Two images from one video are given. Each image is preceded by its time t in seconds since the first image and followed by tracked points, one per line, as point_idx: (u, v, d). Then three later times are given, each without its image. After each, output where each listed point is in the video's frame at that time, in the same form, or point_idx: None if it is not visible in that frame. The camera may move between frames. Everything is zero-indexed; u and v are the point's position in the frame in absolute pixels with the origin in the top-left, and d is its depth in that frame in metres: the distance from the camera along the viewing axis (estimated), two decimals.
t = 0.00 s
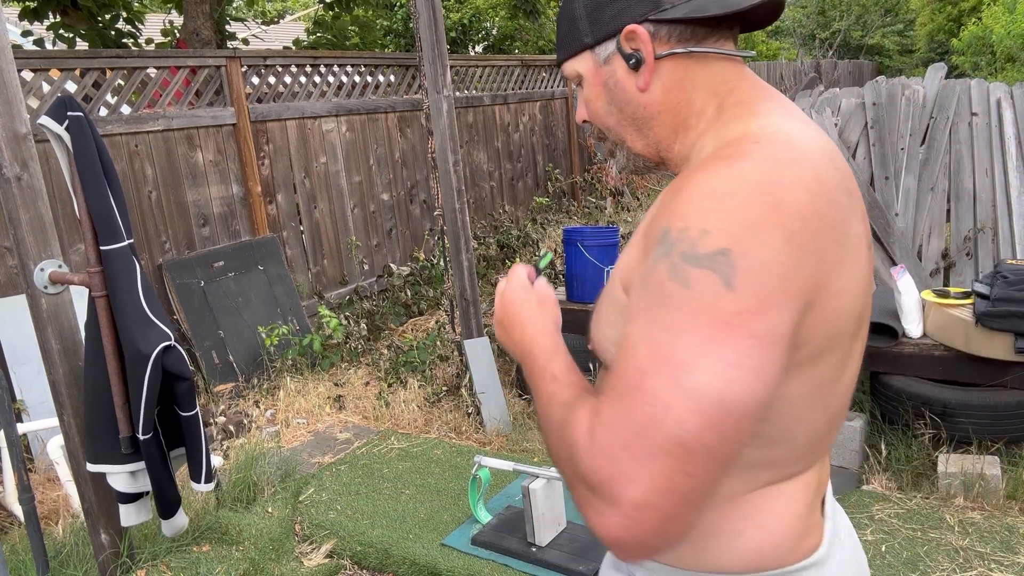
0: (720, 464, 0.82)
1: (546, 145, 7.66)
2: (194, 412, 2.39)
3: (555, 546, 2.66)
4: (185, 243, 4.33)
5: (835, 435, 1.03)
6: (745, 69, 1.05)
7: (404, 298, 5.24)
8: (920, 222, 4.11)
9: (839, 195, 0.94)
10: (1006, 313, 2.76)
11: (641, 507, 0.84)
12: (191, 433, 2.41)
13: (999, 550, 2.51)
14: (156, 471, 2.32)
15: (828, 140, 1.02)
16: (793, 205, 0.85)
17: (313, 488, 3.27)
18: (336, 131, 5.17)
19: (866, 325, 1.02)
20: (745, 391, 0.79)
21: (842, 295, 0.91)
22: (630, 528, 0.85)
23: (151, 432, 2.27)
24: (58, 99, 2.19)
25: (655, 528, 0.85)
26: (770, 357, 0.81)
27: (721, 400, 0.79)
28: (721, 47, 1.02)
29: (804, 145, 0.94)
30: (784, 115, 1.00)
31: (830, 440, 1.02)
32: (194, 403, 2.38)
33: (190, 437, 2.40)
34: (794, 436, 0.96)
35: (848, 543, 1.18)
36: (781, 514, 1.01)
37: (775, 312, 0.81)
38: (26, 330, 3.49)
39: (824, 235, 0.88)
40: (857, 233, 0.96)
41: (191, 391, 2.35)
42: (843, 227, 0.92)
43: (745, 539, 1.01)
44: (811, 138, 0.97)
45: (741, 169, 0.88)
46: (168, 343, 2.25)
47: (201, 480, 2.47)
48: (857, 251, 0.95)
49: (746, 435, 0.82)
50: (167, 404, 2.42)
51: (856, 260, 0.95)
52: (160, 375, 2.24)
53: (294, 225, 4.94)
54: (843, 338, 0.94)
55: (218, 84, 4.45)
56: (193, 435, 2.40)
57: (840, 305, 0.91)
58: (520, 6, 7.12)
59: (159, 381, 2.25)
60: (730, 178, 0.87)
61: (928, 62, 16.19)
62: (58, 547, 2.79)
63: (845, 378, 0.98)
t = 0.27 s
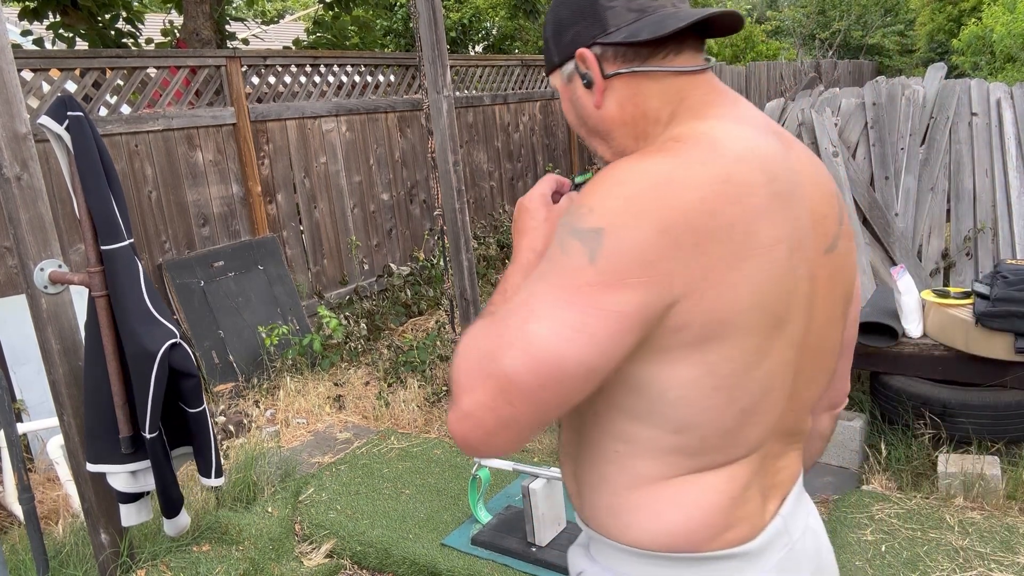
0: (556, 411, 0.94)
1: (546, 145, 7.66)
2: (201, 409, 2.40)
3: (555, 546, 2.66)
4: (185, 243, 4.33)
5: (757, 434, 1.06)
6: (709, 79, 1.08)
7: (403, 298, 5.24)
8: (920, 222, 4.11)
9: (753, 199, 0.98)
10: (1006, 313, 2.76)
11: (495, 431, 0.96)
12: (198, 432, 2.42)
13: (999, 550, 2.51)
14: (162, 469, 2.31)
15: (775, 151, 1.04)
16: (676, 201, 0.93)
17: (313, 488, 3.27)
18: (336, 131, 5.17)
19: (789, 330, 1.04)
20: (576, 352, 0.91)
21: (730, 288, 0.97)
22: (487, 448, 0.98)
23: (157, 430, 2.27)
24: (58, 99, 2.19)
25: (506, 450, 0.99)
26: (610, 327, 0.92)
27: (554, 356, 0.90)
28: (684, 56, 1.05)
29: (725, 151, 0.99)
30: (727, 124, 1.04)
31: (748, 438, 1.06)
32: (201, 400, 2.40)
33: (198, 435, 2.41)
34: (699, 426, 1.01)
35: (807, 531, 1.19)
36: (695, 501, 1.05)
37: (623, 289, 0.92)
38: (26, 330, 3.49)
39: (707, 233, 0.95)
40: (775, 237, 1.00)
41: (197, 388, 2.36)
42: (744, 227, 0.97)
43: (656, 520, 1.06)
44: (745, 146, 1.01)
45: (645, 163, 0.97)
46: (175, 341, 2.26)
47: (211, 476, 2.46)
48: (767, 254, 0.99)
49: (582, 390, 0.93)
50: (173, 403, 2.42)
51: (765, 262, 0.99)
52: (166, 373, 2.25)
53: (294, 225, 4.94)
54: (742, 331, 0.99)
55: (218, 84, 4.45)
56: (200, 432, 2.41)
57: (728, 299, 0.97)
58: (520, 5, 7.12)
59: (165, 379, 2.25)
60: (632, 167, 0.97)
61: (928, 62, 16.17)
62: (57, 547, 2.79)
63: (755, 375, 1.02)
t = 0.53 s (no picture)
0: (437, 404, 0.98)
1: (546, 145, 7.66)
2: (200, 410, 2.41)
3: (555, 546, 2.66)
4: (185, 243, 4.32)
5: (659, 431, 1.02)
6: (627, 89, 1.04)
7: (404, 298, 5.24)
8: (920, 222, 4.08)
9: (634, 215, 0.96)
10: (1006, 313, 2.76)
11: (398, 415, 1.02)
12: (196, 432, 2.42)
13: (999, 550, 2.51)
14: (161, 469, 2.32)
15: (675, 163, 1.00)
16: (546, 219, 0.94)
17: (313, 488, 3.27)
18: (336, 132, 5.17)
19: (687, 344, 1.00)
20: (451, 357, 0.94)
21: (609, 303, 0.95)
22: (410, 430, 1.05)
23: (156, 431, 2.28)
24: (58, 99, 2.19)
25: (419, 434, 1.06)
26: (488, 333, 0.95)
27: (436, 361, 0.95)
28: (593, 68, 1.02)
29: (610, 166, 0.97)
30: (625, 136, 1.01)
31: (651, 436, 1.02)
32: (200, 400, 2.40)
33: (197, 435, 2.42)
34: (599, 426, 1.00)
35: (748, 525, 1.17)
36: (605, 492, 1.03)
37: (496, 300, 0.94)
38: (26, 330, 3.49)
39: (580, 250, 0.94)
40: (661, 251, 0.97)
41: (196, 388, 2.37)
42: (622, 241, 0.95)
43: (566, 510, 1.05)
44: (635, 162, 0.98)
45: (531, 181, 0.97)
46: (175, 341, 2.27)
47: (209, 475, 2.47)
48: (648, 269, 0.96)
49: (462, 391, 0.98)
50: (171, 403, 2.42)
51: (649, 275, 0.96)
52: (166, 373, 2.26)
53: (294, 225, 4.94)
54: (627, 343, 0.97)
55: (218, 84, 4.46)
56: (199, 431, 2.42)
57: (604, 313, 0.95)
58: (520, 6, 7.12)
59: (165, 379, 2.27)
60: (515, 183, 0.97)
61: (927, 62, 16.17)
62: (58, 547, 2.79)
63: (648, 384, 0.99)
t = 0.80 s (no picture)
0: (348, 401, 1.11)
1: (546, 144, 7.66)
2: (197, 409, 2.41)
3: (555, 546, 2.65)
4: (185, 242, 4.32)
5: (537, 419, 1.11)
6: (513, 106, 1.13)
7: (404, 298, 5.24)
8: (920, 221, 4.06)
9: (503, 224, 1.06)
10: (1005, 312, 2.77)
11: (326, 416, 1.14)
12: (195, 431, 2.43)
13: (999, 550, 2.51)
14: (154, 469, 2.32)
15: (547, 176, 1.09)
16: (424, 232, 1.05)
17: (314, 488, 3.27)
18: (336, 131, 5.17)
19: (562, 340, 1.09)
20: (352, 357, 1.07)
21: (483, 305, 1.06)
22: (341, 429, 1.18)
23: (149, 431, 2.28)
24: (58, 99, 2.19)
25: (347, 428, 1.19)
26: (381, 336, 1.06)
27: (343, 362, 1.08)
28: (483, 87, 1.12)
29: (485, 182, 1.08)
30: (502, 155, 1.11)
31: (530, 423, 1.11)
32: (198, 400, 2.40)
33: (195, 432, 2.42)
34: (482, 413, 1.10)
35: (642, 513, 1.22)
36: (495, 470, 1.13)
37: (384, 306, 1.06)
38: (26, 330, 3.49)
39: (454, 256, 1.05)
40: (529, 256, 1.07)
41: (193, 389, 2.36)
42: (493, 249, 1.06)
43: (460, 485, 1.15)
44: (508, 178, 1.08)
45: (419, 195, 1.09)
46: (172, 342, 2.28)
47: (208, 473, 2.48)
48: (518, 272, 1.06)
49: (366, 388, 1.09)
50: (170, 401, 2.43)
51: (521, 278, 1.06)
52: (162, 373, 2.26)
53: (294, 225, 4.94)
54: (504, 339, 1.07)
55: (218, 83, 4.45)
56: (197, 430, 2.42)
57: (479, 313, 1.06)
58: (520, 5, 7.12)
59: (161, 379, 2.27)
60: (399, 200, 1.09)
61: (927, 62, 16.16)
62: (58, 546, 2.79)
63: (527, 376, 1.09)
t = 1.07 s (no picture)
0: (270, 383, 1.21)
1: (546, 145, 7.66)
2: (206, 406, 2.40)
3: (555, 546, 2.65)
4: (185, 243, 4.32)
5: (441, 388, 1.21)
6: (420, 103, 1.26)
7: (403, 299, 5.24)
8: (920, 221, 4.07)
9: (400, 209, 1.18)
10: (1005, 313, 2.77)
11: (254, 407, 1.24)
12: (201, 427, 2.42)
13: (998, 550, 2.51)
14: (159, 466, 2.31)
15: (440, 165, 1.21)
16: (329, 217, 1.18)
17: (314, 488, 3.27)
18: (336, 132, 5.17)
19: (457, 311, 1.18)
20: (268, 340, 1.17)
21: (383, 282, 1.16)
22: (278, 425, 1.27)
23: (155, 428, 2.27)
24: (58, 99, 2.20)
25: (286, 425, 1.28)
26: (295, 318, 1.17)
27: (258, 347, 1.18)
28: (399, 83, 1.26)
29: (384, 172, 1.20)
30: (406, 147, 1.24)
31: (433, 392, 1.21)
32: (205, 397, 2.39)
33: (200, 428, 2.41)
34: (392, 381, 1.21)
35: (556, 488, 1.29)
36: (405, 434, 1.23)
37: (295, 288, 1.17)
38: (27, 331, 3.49)
39: (355, 236, 1.17)
40: (423, 233, 1.17)
41: (199, 385, 2.34)
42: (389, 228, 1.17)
43: (377, 446, 1.26)
44: (404, 167, 1.20)
45: (328, 189, 1.21)
46: (176, 341, 2.26)
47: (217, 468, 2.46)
48: (412, 247, 1.17)
49: (288, 370, 1.19)
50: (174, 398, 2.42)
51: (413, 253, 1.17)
52: (167, 372, 2.25)
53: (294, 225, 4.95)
54: (402, 311, 1.17)
55: (219, 84, 4.46)
56: (205, 426, 2.41)
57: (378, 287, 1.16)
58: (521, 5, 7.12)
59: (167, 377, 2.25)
60: (310, 191, 1.22)
61: (927, 62, 16.16)
62: (58, 547, 2.80)
63: (428, 344, 1.18)
